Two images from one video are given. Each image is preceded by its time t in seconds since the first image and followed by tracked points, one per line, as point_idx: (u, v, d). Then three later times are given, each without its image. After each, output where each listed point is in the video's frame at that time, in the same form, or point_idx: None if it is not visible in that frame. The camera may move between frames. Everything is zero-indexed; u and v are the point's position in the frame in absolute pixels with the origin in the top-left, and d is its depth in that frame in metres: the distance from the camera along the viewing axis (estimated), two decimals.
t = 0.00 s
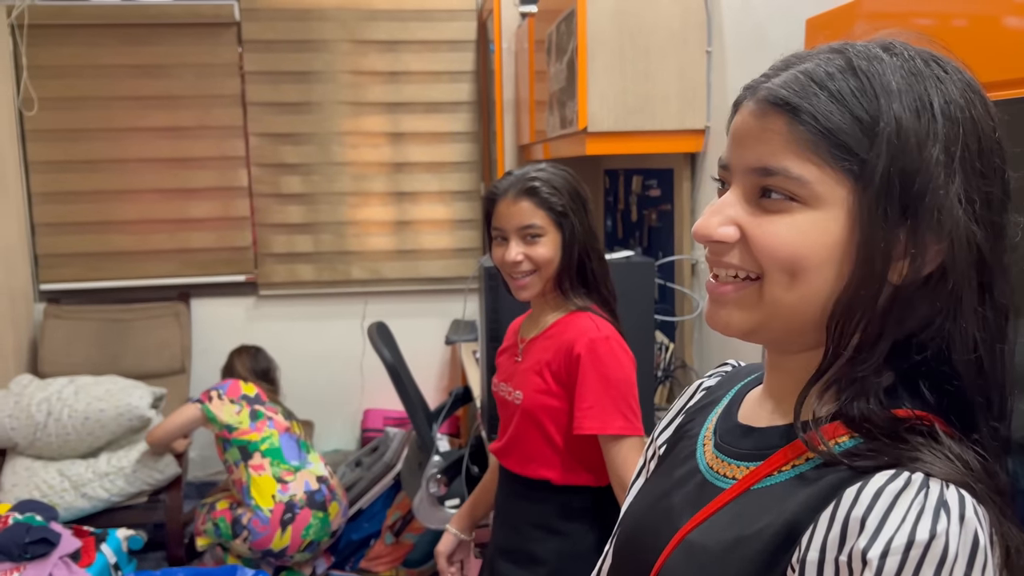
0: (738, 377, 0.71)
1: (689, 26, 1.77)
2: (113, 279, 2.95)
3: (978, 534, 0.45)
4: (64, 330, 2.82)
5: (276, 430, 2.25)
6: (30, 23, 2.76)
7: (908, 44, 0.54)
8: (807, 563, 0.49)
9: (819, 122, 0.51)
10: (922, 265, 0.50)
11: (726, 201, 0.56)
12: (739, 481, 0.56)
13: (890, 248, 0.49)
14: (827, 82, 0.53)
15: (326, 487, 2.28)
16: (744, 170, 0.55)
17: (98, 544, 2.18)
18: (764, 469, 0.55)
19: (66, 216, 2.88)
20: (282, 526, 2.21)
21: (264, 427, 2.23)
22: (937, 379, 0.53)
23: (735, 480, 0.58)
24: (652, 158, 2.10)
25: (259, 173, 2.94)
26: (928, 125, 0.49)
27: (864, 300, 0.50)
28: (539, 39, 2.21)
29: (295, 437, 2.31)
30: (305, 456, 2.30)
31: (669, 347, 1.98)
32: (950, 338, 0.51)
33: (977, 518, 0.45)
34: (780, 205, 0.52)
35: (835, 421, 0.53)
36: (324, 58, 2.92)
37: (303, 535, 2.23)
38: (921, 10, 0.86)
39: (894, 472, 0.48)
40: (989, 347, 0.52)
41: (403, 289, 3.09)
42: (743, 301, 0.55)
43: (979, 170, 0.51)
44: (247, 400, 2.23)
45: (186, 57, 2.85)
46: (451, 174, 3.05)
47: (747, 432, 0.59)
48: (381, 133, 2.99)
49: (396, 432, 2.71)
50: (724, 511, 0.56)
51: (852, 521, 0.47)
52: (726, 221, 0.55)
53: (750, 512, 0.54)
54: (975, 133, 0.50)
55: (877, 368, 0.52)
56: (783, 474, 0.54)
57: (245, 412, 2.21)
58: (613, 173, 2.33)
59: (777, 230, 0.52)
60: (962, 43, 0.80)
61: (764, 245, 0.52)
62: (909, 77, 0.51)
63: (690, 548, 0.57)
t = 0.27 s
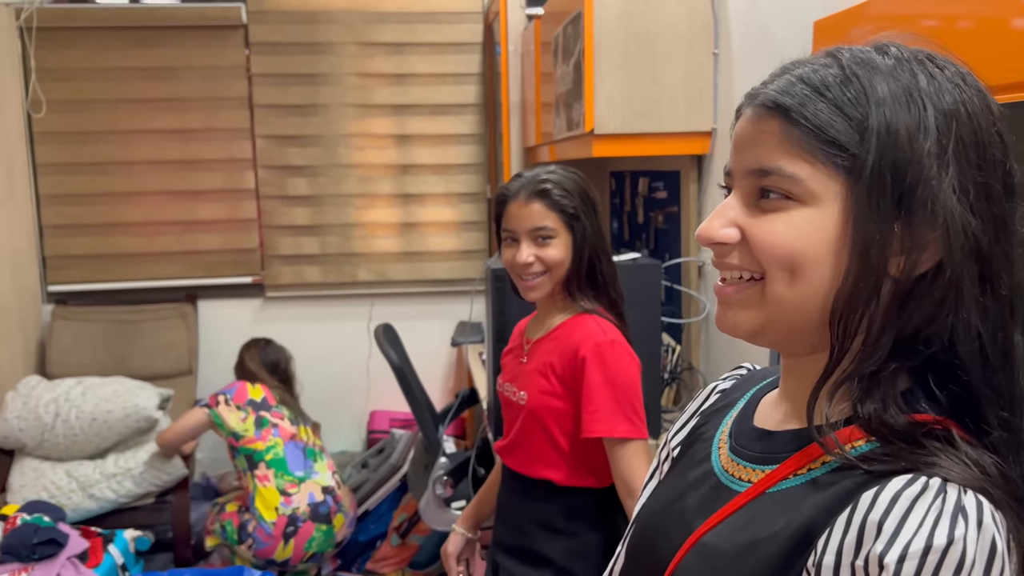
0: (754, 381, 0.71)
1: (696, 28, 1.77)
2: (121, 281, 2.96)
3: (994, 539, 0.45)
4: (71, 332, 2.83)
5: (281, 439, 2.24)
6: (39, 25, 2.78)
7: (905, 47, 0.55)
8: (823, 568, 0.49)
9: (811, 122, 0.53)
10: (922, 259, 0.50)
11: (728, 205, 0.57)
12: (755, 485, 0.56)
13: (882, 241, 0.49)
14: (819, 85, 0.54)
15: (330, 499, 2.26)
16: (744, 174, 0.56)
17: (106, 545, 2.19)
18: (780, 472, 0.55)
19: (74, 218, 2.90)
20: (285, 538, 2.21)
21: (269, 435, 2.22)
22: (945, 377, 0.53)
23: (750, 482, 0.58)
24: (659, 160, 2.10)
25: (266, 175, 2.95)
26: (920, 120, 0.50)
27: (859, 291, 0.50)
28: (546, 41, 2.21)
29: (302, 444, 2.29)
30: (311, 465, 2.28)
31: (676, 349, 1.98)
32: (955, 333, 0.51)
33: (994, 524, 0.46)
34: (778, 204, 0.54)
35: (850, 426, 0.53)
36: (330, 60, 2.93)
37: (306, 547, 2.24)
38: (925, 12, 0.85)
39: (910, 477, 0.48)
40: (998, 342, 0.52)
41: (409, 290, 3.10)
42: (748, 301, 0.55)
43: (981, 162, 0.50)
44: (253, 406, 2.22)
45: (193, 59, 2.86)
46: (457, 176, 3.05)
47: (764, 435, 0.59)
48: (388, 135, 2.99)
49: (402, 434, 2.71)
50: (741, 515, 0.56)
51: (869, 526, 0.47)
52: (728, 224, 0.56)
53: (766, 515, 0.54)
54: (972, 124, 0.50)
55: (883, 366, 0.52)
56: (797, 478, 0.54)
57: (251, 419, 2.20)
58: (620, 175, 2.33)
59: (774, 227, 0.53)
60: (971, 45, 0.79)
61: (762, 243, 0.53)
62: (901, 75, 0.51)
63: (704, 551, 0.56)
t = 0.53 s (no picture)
0: (769, 383, 0.71)
1: (705, 31, 1.77)
2: (132, 282, 2.98)
3: (1009, 544, 0.45)
4: (83, 333, 2.86)
5: (292, 444, 2.24)
6: (52, 30, 2.80)
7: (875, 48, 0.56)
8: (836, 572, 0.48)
9: (786, 134, 0.54)
10: (908, 255, 0.50)
11: (719, 222, 0.59)
12: (770, 487, 0.56)
13: (865, 244, 0.50)
14: (790, 96, 0.55)
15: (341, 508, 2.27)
16: (731, 191, 0.58)
17: (118, 545, 2.21)
18: (794, 475, 0.55)
19: (86, 221, 2.92)
20: (294, 545, 2.23)
21: (280, 440, 2.23)
22: (945, 373, 0.53)
23: (765, 485, 0.58)
24: (668, 162, 2.11)
25: (276, 178, 2.96)
26: (891, 119, 0.50)
27: (847, 292, 0.51)
28: (555, 43, 2.22)
29: (314, 449, 2.30)
30: (323, 471, 2.29)
31: (685, 351, 1.98)
32: (947, 325, 0.51)
33: (1009, 529, 0.45)
34: (764, 216, 0.55)
35: (862, 430, 0.53)
36: (340, 63, 2.94)
37: (315, 555, 2.25)
38: (934, 12, 0.86)
39: (923, 480, 0.48)
40: (992, 329, 0.52)
41: (418, 292, 3.11)
42: (750, 313, 0.56)
43: (960, 151, 0.50)
44: (264, 411, 2.23)
45: (205, 62, 2.88)
46: (467, 178, 3.06)
47: (779, 437, 0.59)
48: (397, 137, 3.00)
49: (411, 435, 2.71)
50: (757, 518, 0.56)
51: (884, 529, 0.47)
52: (720, 241, 0.57)
53: (780, 518, 0.54)
54: (946, 116, 0.50)
55: (877, 364, 0.52)
56: (812, 481, 0.54)
57: (262, 423, 2.22)
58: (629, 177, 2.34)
59: (763, 239, 0.54)
60: (981, 46, 0.79)
61: (752, 255, 0.54)
62: (868, 77, 0.52)
63: (718, 553, 0.56)
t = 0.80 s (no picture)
0: (777, 386, 0.72)
1: (714, 34, 1.77)
2: (143, 284, 3.00)
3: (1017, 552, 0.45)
4: (95, 334, 2.88)
5: (297, 451, 2.25)
6: (64, 33, 2.83)
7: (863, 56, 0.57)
8: None
9: (782, 152, 0.55)
10: (907, 264, 0.51)
11: (722, 237, 0.60)
12: (777, 490, 0.57)
13: (863, 257, 0.51)
14: (783, 112, 0.56)
15: (346, 514, 2.28)
16: (730, 207, 0.59)
17: (129, 544, 2.23)
18: (802, 479, 0.55)
19: (98, 223, 2.94)
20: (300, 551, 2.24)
21: (284, 447, 2.24)
22: (948, 381, 0.53)
23: (773, 488, 0.58)
24: (675, 165, 2.11)
25: (286, 180, 2.98)
26: (886, 130, 0.51)
27: (846, 305, 0.52)
28: (563, 46, 2.23)
29: (319, 454, 2.30)
30: (328, 477, 2.29)
31: (693, 353, 1.99)
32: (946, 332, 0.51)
33: (1016, 535, 0.45)
34: (765, 232, 0.56)
35: (868, 436, 0.53)
36: (349, 66, 2.96)
37: (321, 561, 2.27)
38: (943, 15, 0.87)
39: (929, 487, 0.48)
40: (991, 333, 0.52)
41: (426, 294, 3.12)
42: (757, 327, 0.58)
43: (955, 157, 0.51)
44: (268, 418, 2.23)
45: (215, 65, 2.90)
46: (475, 180, 3.07)
47: (788, 442, 0.59)
48: (406, 140, 3.01)
49: (420, 436, 2.72)
50: (765, 521, 0.56)
51: (891, 535, 0.47)
52: (723, 258, 0.59)
53: (788, 521, 0.54)
54: (940, 123, 0.51)
55: (878, 373, 0.53)
56: (819, 485, 0.54)
57: (266, 430, 2.22)
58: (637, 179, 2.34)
59: (765, 256, 0.55)
60: (987, 47, 0.80)
61: (755, 272, 0.56)
62: (859, 89, 0.53)
63: (727, 555, 0.57)
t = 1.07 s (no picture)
0: (766, 376, 0.73)
1: (719, 33, 1.78)
2: (154, 283, 3.03)
3: (1011, 538, 0.47)
4: (106, 332, 2.91)
5: (292, 412, 2.29)
6: (76, 34, 2.86)
7: (888, 48, 0.57)
8: (842, 567, 0.50)
9: (804, 132, 0.54)
10: (919, 257, 0.52)
11: (728, 216, 0.59)
12: (770, 482, 0.58)
13: (880, 246, 0.52)
14: (807, 95, 0.56)
15: (341, 465, 2.31)
16: (742, 185, 0.58)
17: (140, 540, 2.25)
18: (795, 470, 0.56)
19: (109, 222, 2.97)
20: (300, 507, 2.28)
21: (280, 410, 2.28)
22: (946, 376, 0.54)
23: (765, 479, 0.59)
24: (682, 164, 2.12)
25: (295, 180, 3.00)
26: (911, 124, 0.52)
27: (858, 293, 0.53)
28: (570, 46, 2.24)
29: (315, 413, 2.33)
30: (324, 432, 2.32)
31: (700, 351, 1.99)
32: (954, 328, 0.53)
33: (1009, 522, 0.47)
34: (778, 214, 0.56)
35: (861, 426, 0.55)
36: (358, 66, 2.97)
37: (322, 515, 2.30)
38: (955, 14, 0.85)
39: (926, 477, 0.49)
40: (997, 333, 0.54)
41: (434, 293, 3.13)
42: (757, 308, 0.58)
43: (971, 159, 0.53)
44: (263, 385, 2.28)
45: (225, 66, 2.92)
46: (483, 180, 3.08)
47: (781, 434, 0.60)
48: (414, 140, 3.03)
49: (427, 434, 2.73)
50: (758, 511, 0.57)
51: (889, 525, 0.48)
52: (730, 235, 0.58)
53: (781, 512, 0.55)
54: (961, 122, 0.52)
55: (881, 362, 0.54)
56: (812, 477, 0.55)
57: (263, 398, 2.28)
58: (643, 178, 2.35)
59: (778, 237, 0.55)
60: (997, 46, 0.79)
61: (767, 252, 0.55)
62: (888, 79, 0.54)
63: (723, 546, 0.58)
